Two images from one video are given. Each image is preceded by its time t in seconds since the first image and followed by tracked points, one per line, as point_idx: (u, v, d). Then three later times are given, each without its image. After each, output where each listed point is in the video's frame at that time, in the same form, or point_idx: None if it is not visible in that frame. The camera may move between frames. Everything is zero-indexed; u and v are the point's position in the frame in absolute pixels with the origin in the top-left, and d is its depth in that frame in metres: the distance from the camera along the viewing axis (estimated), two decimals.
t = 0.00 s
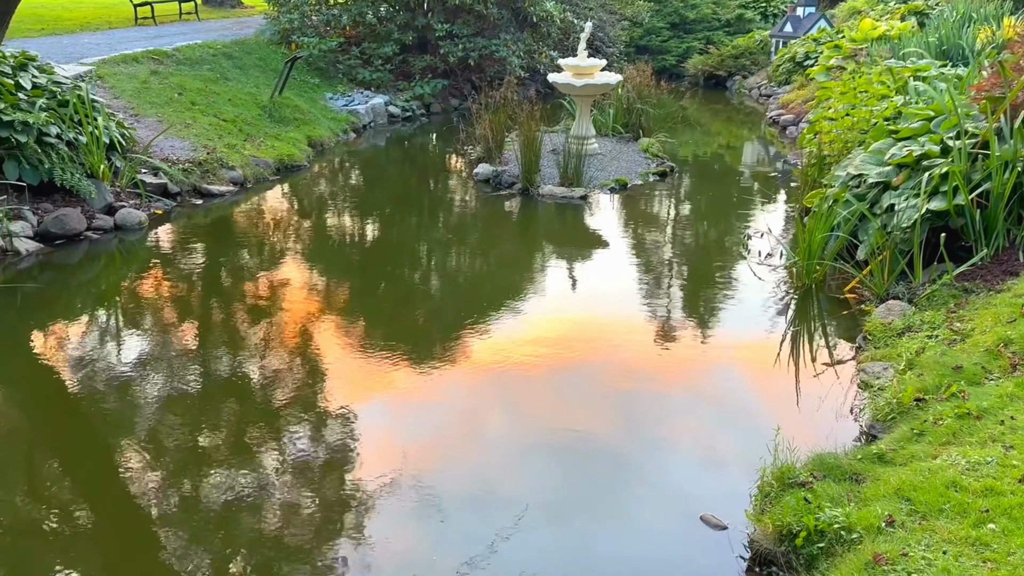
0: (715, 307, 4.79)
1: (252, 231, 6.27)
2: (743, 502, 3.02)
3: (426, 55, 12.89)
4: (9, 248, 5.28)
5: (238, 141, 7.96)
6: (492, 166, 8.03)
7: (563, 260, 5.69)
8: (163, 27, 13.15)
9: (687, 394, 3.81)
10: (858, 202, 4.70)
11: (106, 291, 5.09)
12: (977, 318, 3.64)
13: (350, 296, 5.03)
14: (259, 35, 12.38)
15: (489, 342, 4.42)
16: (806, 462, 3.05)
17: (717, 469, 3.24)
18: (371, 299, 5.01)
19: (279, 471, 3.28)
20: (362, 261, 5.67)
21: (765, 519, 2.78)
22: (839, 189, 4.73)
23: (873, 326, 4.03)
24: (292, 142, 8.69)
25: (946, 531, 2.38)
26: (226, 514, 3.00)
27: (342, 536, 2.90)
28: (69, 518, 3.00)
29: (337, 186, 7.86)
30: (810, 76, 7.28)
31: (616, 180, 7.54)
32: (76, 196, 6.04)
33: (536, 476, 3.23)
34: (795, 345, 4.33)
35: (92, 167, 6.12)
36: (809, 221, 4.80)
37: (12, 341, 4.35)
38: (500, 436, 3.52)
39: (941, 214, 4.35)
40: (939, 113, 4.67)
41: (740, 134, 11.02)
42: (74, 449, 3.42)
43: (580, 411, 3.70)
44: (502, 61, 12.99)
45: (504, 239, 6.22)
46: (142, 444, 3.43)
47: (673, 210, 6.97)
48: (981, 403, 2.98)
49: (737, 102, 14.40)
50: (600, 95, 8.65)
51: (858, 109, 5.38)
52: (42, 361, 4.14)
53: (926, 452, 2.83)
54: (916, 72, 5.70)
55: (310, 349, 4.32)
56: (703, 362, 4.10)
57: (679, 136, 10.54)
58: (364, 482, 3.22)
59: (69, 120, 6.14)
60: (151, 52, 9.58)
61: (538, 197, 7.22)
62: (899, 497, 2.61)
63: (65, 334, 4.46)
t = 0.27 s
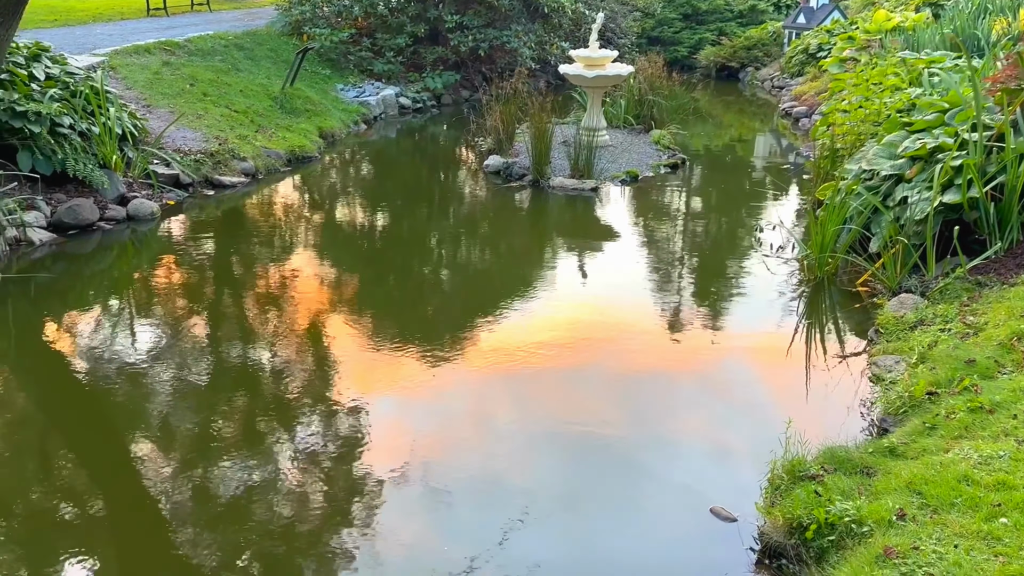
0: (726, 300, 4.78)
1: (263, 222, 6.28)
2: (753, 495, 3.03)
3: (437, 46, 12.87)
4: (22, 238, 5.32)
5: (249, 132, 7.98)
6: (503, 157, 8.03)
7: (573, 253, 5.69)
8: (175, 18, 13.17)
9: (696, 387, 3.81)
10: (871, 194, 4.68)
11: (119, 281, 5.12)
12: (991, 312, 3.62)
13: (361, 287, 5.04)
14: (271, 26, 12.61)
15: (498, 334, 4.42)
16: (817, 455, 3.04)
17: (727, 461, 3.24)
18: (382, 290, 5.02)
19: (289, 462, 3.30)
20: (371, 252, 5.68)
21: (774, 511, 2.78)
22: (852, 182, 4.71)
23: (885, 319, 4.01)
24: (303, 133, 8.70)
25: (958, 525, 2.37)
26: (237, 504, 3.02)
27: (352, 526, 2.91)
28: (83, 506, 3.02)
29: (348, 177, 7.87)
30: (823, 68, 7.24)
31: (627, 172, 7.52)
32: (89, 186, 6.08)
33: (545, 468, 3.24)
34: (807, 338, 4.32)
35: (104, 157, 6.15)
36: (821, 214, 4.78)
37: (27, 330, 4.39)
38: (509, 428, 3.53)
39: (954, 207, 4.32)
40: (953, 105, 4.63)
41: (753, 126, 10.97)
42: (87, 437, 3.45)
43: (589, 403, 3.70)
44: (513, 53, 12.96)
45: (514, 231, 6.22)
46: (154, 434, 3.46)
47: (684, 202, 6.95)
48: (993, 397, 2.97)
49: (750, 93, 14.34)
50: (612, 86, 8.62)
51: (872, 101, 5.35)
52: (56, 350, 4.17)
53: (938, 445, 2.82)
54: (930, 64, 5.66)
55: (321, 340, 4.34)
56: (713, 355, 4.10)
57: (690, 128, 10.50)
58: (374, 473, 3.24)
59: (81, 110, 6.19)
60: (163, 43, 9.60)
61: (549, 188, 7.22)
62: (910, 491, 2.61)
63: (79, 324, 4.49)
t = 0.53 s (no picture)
0: (737, 293, 4.77)
1: (275, 213, 6.30)
2: (763, 488, 3.02)
3: (449, 38, 12.85)
4: (37, 228, 5.35)
5: (262, 123, 7.99)
6: (514, 149, 8.02)
7: (584, 245, 5.68)
8: (188, 9, 13.19)
9: (707, 379, 3.80)
10: (885, 187, 4.66)
11: (132, 271, 5.14)
12: (1005, 306, 3.59)
13: (372, 278, 5.06)
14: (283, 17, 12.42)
15: (508, 326, 4.42)
16: (828, 448, 3.04)
17: (737, 454, 3.23)
18: (393, 282, 5.03)
19: (300, 452, 3.31)
20: (382, 244, 5.69)
21: (785, 504, 2.78)
22: (866, 174, 4.69)
23: (898, 313, 4.00)
24: (315, 124, 8.71)
25: (970, 518, 2.36)
26: (248, 493, 3.04)
27: (362, 516, 2.92)
28: (96, 494, 3.05)
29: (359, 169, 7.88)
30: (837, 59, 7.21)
31: (639, 164, 7.50)
32: (102, 176, 6.11)
33: (555, 460, 3.24)
34: (819, 331, 4.31)
35: (117, 148, 6.17)
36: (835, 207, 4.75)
37: (42, 320, 4.42)
38: (519, 420, 3.53)
39: (969, 200, 4.30)
40: (969, 97, 4.60)
41: (766, 118, 10.92)
42: (101, 426, 3.47)
43: (599, 395, 3.70)
44: (525, 44, 12.93)
45: (525, 224, 6.22)
46: (167, 423, 3.48)
47: (696, 194, 6.93)
48: (1008, 391, 2.95)
49: (762, 85, 14.28)
50: (624, 78, 8.59)
51: (886, 93, 5.31)
52: (70, 339, 4.20)
53: (951, 439, 2.80)
54: (946, 55, 5.62)
55: (333, 331, 4.35)
56: (724, 348, 4.09)
57: (703, 120, 10.46)
58: (385, 464, 3.25)
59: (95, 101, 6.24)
60: (176, 34, 9.62)
61: (560, 180, 7.21)
62: (923, 484, 2.60)
63: (92, 313, 4.51)
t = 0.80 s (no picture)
0: (749, 286, 4.75)
1: (287, 204, 6.32)
2: (774, 481, 3.02)
3: (461, 29, 12.83)
4: (51, 218, 5.38)
5: (274, 115, 8.01)
6: (526, 140, 8.01)
7: (595, 237, 5.68)
8: None
9: (718, 373, 3.79)
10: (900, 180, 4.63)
11: (145, 262, 5.17)
12: (1020, 300, 3.57)
13: (383, 270, 5.07)
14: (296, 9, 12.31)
15: (518, 319, 4.42)
16: (840, 442, 3.03)
17: (748, 447, 3.23)
18: (404, 273, 5.04)
19: (311, 443, 3.32)
20: (393, 236, 5.69)
21: (796, 497, 2.77)
22: (880, 167, 4.66)
23: (911, 306, 3.98)
24: (327, 116, 8.72)
25: (983, 513, 2.35)
26: (259, 483, 3.05)
27: (372, 507, 2.93)
28: (109, 483, 3.07)
29: (371, 160, 7.89)
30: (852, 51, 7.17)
31: (651, 156, 7.48)
32: (116, 166, 6.14)
33: (565, 452, 3.25)
34: (831, 325, 4.29)
35: (131, 139, 6.19)
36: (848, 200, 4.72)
37: (56, 309, 4.45)
38: (529, 412, 3.53)
39: (984, 193, 4.26)
40: (985, 89, 4.56)
41: (779, 110, 10.86)
42: (114, 415, 3.50)
43: (609, 387, 3.70)
44: (537, 35, 12.90)
45: (536, 216, 6.21)
46: (179, 413, 3.50)
47: (708, 187, 6.90)
48: (1022, 386, 2.93)
49: (776, 77, 14.20)
50: (636, 69, 8.56)
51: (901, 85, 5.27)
52: (84, 329, 4.23)
53: (964, 433, 2.79)
54: (961, 47, 5.57)
55: (344, 321, 4.37)
56: (735, 341, 4.08)
57: (715, 112, 10.42)
58: (395, 455, 3.25)
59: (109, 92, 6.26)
60: (189, 25, 9.64)
61: (572, 172, 7.21)
62: (935, 478, 2.59)
63: (105, 303, 4.54)
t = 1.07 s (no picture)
0: (761, 279, 4.75)
1: (299, 196, 6.34)
2: (785, 474, 3.02)
3: (474, 20, 12.80)
4: (66, 208, 5.41)
5: (287, 106, 8.02)
6: (538, 132, 8.01)
7: (607, 230, 5.67)
8: None
9: (728, 367, 3.79)
10: (915, 173, 4.60)
11: (159, 252, 5.19)
12: None
13: (395, 262, 5.08)
14: None
15: (528, 312, 4.42)
16: (853, 435, 3.02)
17: (759, 441, 3.23)
18: (416, 265, 5.05)
19: (323, 434, 3.34)
20: (404, 228, 5.70)
21: (808, 490, 2.77)
22: (895, 159, 4.63)
23: (925, 300, 3.96)
24: (339, 107, 8.73)
25: (996, 508, 2.35)
26: (271, 474, 3.07)
27: (382, 498, 2.95)
28: (122, 472, 3.10)
29: (383, 152, 7.89)
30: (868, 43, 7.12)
31: (664, 148, 7.47)
32: (130, 157, 6.17)
33: (575, 445, 3.25)
34: (844, 318, 4.28)
35: (145, 130, 6.21)
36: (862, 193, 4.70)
37: (71, 300, 4.48)
38: (539, 405, 3.54)
39: (1000, 187, 4.23)
40: (1002, 82, 4.52)
41: (794, 103, 10.81)
42: (128, 405, 3.52)
43: (619, 381, 3.70)
44: (550, 27, 12.86)
45: (547, 208, 6.20)
46: (192, 403, 3.52)
47: (721, 180, 6.88)
48: None
49: (790, 69, 14.12)
50: (649, 61, 8.52)
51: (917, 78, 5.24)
52: (99, 319, 4.26)
53: (978, 428, 2.78)
54: (979, 39, 5.52)
55: (356, 313, 4.38)
56: (747, 335, 4.07)
57: (729, 105, 10.38)
58: (406, 447, 3.26)
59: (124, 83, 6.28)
60: (202, 16, 9.66)
61: (584, 164, 7.20)
62: (948, 473, 2.58)
63: (119, 294, 4.57)
